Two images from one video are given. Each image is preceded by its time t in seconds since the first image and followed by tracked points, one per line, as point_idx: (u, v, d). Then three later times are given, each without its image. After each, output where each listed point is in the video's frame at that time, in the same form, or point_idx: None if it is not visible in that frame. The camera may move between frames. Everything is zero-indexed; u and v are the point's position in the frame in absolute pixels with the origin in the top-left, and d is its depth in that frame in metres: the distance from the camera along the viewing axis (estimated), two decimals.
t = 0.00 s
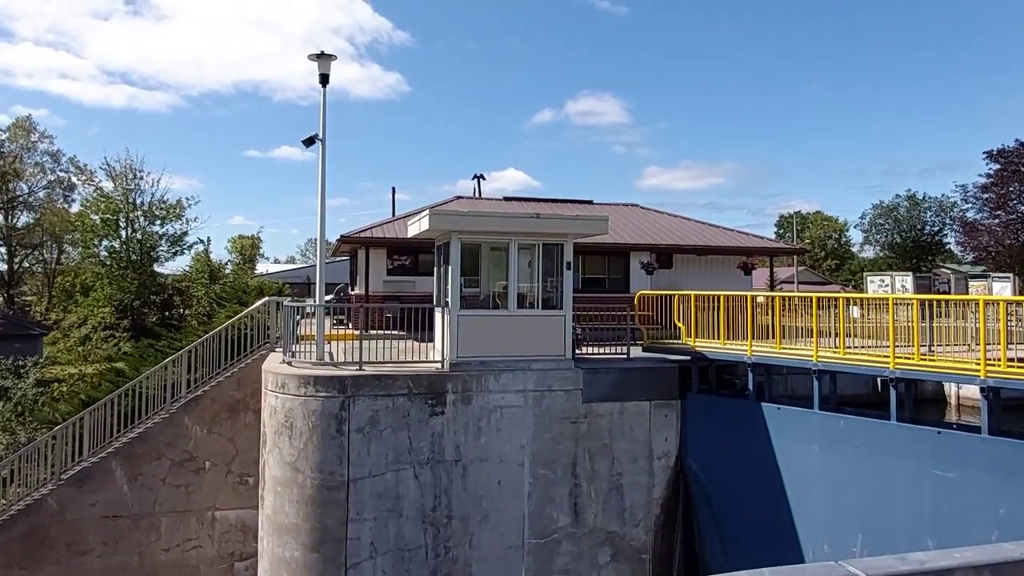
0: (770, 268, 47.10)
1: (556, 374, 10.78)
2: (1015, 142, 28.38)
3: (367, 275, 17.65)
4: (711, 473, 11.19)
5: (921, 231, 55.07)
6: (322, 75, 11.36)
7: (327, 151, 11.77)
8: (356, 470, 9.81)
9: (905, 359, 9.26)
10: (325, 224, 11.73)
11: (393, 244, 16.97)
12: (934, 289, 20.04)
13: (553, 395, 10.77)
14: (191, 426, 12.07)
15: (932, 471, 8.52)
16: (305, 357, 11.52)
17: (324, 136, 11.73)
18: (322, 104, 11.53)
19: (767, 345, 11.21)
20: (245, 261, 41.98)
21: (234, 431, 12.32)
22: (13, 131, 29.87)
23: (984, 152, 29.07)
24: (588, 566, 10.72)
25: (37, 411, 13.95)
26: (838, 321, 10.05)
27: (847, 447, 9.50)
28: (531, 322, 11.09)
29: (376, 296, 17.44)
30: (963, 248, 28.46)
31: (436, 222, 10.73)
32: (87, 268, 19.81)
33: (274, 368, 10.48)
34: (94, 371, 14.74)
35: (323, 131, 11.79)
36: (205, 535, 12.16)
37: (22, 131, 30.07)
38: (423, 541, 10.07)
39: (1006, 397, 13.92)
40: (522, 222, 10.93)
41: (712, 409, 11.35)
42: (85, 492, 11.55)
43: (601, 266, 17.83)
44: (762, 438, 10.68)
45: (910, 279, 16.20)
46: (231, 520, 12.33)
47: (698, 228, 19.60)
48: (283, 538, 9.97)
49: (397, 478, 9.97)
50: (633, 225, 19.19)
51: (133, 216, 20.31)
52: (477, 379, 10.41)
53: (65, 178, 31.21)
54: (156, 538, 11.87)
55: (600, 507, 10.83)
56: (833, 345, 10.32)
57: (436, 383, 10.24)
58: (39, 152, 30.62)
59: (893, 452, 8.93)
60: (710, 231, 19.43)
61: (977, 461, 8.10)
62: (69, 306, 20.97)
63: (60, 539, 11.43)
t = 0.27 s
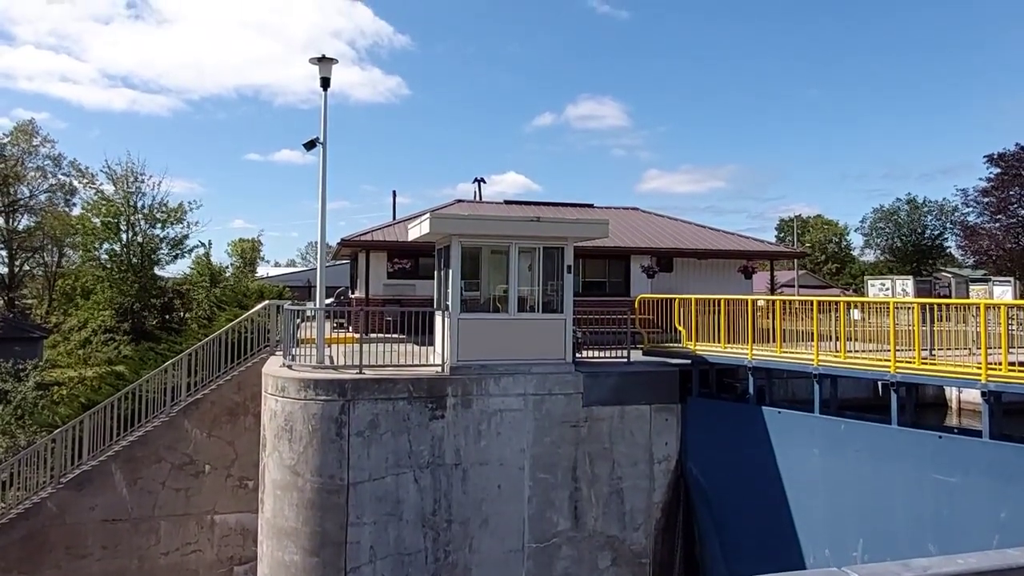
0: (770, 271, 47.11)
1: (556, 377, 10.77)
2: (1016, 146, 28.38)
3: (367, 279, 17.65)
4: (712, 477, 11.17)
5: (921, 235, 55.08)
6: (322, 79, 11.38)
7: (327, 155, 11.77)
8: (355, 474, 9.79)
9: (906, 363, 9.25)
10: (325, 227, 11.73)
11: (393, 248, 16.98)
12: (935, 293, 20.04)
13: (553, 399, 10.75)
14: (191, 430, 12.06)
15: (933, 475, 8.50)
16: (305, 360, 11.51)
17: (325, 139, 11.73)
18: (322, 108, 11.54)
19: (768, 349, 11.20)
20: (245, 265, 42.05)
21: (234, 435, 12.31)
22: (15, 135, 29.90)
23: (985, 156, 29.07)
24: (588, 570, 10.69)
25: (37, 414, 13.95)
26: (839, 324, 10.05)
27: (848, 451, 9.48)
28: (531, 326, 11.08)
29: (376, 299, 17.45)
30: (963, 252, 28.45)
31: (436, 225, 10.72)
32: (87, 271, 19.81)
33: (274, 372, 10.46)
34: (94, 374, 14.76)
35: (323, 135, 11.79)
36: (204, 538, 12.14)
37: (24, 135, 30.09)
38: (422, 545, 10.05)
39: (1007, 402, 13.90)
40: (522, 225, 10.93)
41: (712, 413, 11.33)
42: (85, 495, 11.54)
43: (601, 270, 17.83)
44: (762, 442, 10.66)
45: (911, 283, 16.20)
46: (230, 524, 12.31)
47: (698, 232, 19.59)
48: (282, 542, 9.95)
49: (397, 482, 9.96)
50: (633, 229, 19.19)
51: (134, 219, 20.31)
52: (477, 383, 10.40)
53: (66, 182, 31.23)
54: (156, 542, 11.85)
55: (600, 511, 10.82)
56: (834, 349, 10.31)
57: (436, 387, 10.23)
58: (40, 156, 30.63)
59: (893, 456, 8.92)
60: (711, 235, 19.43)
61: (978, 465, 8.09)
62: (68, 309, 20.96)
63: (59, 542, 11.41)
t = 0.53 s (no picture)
0: (770, 273, 47.14)
1: (556, 379, 10.77)
2: (1015, 148, 28.38)
3: (367, 280, 17.66)
4: (712, 479, 11.16)
5: (921, 237, 55.10)
6: (322, 81, 11.39)
7: (328, 157, 11.77)
8: (355, 476, 9.79)
9: (906, 366, 9.25)
10: (325, 229, 11.73)
11: (394, 250, 16.98)
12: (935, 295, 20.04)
13: (553, 401, 10.75)
14: (190, 431, 12.05)
15: (933, 477, 8.50)
16: (305, 361, 11.51)
17: (325, 141, 11.73)
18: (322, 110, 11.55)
19: (768, 351, 11.21)
20: (245, 266, 42.09)
21: (235, 436, 12.30)
22: (16, 137, 29.92)
23: (985, 159, 29.07)
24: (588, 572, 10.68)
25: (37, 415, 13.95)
26: (839, 326, 10.05)
27: (848, 453, 9.48)
28: (531, 328, 11.08)
29: (376, 301, 17.46)
30: (963, 254, 28.47)
31: (436, 227, 10.73)
32: (87, 272, 19.82)
33: (274, 373, 10.46)
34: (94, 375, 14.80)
35: (324, 137, 11.79)
36: (204, 540, 12.13)
37: (26, 137, 30.11)
38: (422, 547, 10.04)
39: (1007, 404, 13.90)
40: (522, 227, 10.93)
41: (712, 415, 11.32)
42: (84, 497, 11.53)
43: (601, 272, 17.83)
44: (762, 444, 10.65)
45: (911, 285, 16.20)
46: (230, 525, 12.30)
47: (698, 234, 19.60)
48: (282, 544, 9.94)
49: (396, 483, 9.95)
50: (633, 231, 19.19)
51: (135, 221, 20.31)
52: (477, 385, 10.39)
53: (67, 185, 31.25)
54: (155, 543, 11.84)
55: (600, 513, 10.81)
56: (834, 351, 10.31)
57: (436, 389, 10.23)
58: (42, 158, 30.64)
59: (893, 458, 8.92)
60: (711, 237, 19.43)
61: (978, 467, 8.08)
62: (69, 311, 20.96)
63: (59, 544, 11.40)
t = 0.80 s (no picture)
0: (770, 274, 47.18)
1: (555, 380, 10.76)
2: (1016, 150, 28.39)
3: (367, 281, 17.66)
4: (711, 479, 11.15)
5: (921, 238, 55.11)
6: (323, 81, 11.39)
7: (328, 157, 11.77)
8: (355, 476, 9.78)
9: (906, 367, 9.25)
10: (325, 230, 11.72)
11: (393, 250, 16.98)
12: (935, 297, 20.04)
13: (553, 401, 10.75)
14: (189, 431, 12.04)
15: (933, 478, 8.49)
16: (305, 362, 11.51)
17: (325, 142, 11.73)
18: (323, 110, 11.54)
19: (767, 351, 11.20)
20: (245, 267, 42.10)
21: (234, 436, 12.30)
22: (17, 137, 29.93)
23: (985, 160, 29.07)
24: (587, 572, 10.67)
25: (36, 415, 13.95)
26: (839, 327, 10.05)
27: (848, 454, 9.47)
28: (531, 328, 11.07)
29: (376, 301, 17.46)
30: (963, 256, 28.48)
31: (436, 227, 10.72)
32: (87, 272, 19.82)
33: (274, 374, 10.45)
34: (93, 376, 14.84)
35: (324, 137, 11.79)
36: (203, 540, 12.13)
37: (27, 138, 30.12)
38: (421, 548, 10.03)
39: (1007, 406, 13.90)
40: (522, 228, 10.92)
41: (711, 416, 11.32)
42: (83, 497, 11.52)
43: (601, 273, 17.83)
44: (762, 445, 10.64)
45: (911, 286, 16.21)
46: (229, 526, 12.30)
47: (698, 235, 19.60)
48: (281, 544, 9.92)
49: (396, 484, 9.94)
50: (633, 231, 19.19)
51: (135, 221, 20.31)
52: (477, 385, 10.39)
53: (68, 186, 31.26)
54: (154, 544, 11.84)
55: (600, 513, 10.80)
56: (834, 352, 10.31)
57: (435, 389, 10.22)
58: (42, 159, 30.64)
59: (892, 459, 8.92)
60: (710, 238, 19.43)
61: (978, 468, 8.08)
62: (69, 311, 20.96)
63: (57, 544, 11.40)
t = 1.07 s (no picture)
0: (769, 275, 47.34)
1: (555, 380, 10.76)
2: (1015, 150, 28.38)
3: (367, 281, 17.66)
4: (711, 479, 11.15)
5: (921, 239, 55.05)
6: (322, 81, 11.39)
7: (328, 158, 11.77)
8: (354, 476, 9.77)
9: (905, 367, 9.26)
10: (325, 230, 11.72)
11: (393, 250, 16.98)
12: (934, 296, 20.05)
13: (552, 401, 10.75)
14: (189, 431, 12.04)
15: (933, 478, 8.49)
16: (305, 362, 11.51)
17: (325, 142, 11.72)
18: (322, 110, 11.54)
19: (767, 351, 11.20)
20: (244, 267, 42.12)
21: (233, 436, 12.29)
22: (17, 138, 29.94)
23: (984, 160, 29.06)
24: (587, 572, 10.67)
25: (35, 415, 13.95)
26: (838, 327, 10.05)
27: (848, 454, 9.47)
28: (530, 328, 11.07)
29: (375, 301, 17.46)
30: (962, 256, 28.51)
31: (436, 227, 10.72)
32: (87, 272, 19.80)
33: (274, 374, 10.45)
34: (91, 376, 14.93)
35: (324, 137, 11.79)
36: (202, 540, 12.12)
37: (27, 138, 30.12)
38: (421, 547, 10.03)
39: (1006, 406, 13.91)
40: (522, 228, 10.92)
41: (711, 416, 11.31)
42: (82, 497, 11.51)
43: (601, 273, 17.84)
44: (762, 446, 10.64)
45: (910, 286, 16.22)
46: (228, 526, 12.29)
47: (698, 235, 19.61)
48: (281, 544, 9.91)
49: (395, 484, 9.94)
50: (632, 232, 19.19)
51: (135, 222, 20.29)
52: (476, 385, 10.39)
53: (68, 186, 31.26)
54: (153, 544, 11.83)
55: (599, 513, 10.80)
56: (834, 352, 10.31)
57: (435, 389, 10.22)
58: (42, 160, 30.63)
59: (892, 459, 8.92)
60: (710, 238, 19.44)
61: (978, 468, 8.08)
62: (68, 311, 20.96)
63: (56, 544, 11.39)
